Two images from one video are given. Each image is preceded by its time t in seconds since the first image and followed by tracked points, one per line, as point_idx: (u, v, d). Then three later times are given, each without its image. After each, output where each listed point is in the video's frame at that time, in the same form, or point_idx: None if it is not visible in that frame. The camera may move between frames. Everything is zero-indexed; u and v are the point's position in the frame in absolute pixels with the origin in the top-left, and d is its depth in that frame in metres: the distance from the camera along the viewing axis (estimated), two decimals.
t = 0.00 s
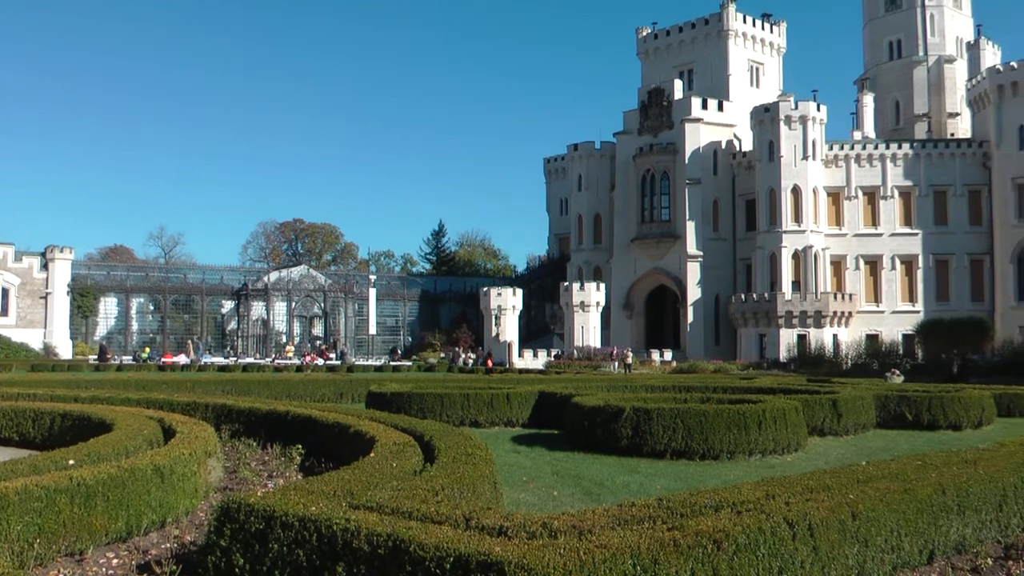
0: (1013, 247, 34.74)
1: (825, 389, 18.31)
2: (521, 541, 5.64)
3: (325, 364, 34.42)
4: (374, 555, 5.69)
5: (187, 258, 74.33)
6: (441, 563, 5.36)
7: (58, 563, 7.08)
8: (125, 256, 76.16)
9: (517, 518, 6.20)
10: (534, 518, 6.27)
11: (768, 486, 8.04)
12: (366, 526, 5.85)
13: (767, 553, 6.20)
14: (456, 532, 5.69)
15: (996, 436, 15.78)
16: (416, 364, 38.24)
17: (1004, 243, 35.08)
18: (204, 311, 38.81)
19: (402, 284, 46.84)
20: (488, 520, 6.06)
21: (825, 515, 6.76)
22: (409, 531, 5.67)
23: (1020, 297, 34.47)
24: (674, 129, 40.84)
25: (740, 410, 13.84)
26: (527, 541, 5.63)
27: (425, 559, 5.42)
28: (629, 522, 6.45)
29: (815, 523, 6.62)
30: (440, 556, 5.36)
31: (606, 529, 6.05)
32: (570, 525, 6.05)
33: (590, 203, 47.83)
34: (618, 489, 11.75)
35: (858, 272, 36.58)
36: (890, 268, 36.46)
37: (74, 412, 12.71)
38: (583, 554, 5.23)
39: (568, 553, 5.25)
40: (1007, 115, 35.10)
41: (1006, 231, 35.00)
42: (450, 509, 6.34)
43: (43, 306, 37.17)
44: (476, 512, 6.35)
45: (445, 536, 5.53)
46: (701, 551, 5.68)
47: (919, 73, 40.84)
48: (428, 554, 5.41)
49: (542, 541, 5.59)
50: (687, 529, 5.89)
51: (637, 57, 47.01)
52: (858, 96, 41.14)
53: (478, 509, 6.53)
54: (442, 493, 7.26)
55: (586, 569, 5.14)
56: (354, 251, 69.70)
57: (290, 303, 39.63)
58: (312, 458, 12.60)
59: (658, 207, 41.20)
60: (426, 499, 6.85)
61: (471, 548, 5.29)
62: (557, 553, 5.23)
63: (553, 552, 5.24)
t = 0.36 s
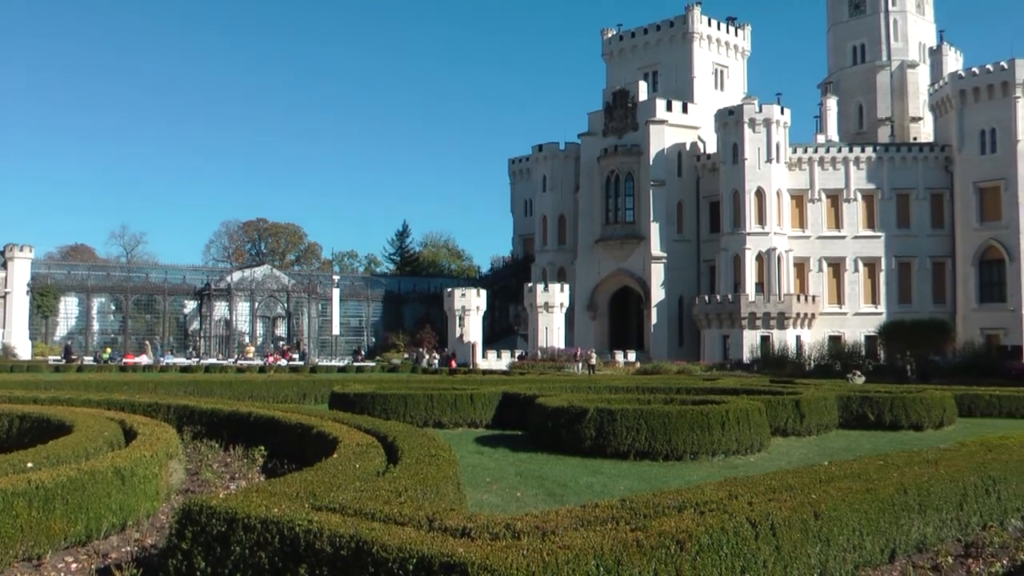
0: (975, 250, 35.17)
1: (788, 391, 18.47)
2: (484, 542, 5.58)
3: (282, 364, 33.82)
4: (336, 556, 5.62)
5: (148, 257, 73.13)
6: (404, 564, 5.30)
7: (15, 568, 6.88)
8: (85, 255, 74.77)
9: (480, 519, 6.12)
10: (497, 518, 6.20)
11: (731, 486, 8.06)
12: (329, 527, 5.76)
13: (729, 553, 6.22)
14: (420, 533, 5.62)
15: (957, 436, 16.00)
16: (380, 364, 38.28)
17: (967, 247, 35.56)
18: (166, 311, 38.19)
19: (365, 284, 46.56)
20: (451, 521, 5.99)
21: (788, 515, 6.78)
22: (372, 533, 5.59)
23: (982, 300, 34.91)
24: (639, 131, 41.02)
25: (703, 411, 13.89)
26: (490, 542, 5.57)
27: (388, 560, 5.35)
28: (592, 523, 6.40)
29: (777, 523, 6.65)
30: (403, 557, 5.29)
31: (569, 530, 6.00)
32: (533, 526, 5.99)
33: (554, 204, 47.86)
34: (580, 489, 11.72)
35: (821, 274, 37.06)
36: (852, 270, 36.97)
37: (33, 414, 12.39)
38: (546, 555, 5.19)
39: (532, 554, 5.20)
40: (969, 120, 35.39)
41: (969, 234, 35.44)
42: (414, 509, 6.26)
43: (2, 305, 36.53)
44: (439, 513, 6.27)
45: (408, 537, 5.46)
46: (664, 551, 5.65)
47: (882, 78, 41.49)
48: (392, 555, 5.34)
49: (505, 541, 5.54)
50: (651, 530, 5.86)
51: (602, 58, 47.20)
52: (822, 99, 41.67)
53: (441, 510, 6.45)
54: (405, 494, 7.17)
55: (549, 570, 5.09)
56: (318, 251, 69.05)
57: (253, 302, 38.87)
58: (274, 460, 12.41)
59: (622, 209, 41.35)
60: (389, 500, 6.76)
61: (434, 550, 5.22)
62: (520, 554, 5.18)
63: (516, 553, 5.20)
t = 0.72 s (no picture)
0: (931, 252, 35.74)
1: (746, 391, 18.62)
2: (442, 543, 5.49)
3: (238, 365, 33.25)
4: (292, 558, 5.50)
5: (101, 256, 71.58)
6: (360, 565, 5.20)
7: None
8: (37, 254, 72.99)
9: (438, 520, 6.01)
10: (454, 519, 6.10)
11: (687, 486, 8.04)
12: (285, 529, 5.63)
13: (686, 553, 6.20)
14: (377, 534, 5.52)
15: (912, 436, 16.23)
16: (337, 364, 38.35)
17: (922, 250, 36.13)
18: (121, 311, 37.52)
19: (323, 284, 46.12)
20: (408, 522, 5.89)
21: (744, 515, 6.79)
22: (329, 534, 5.49)
23: (937, 302, 35.51)
24: (597, 132, 41.16)
25: (661, 411, 13.90)
26: (448, 544, 5.48)
27: (345, 562, 5.25)
28: (549, 524, 6.32)
29: (734, 522, 6.64)
30: (360, 559, 5.19)
31: (526, 531, 5.92)
32: (490, 527, 5.88)
33: (513, 205, 47.81)
34: (538, 490, 11.66)
35: (778, 276, 37.55)
36: (809, 272, 37.47)
37: None
38: (504, 555, 5.11)
39: (489, 554, 5.12)
40: (925, 126, 36.06)
41: (924, 237, 35.99)
42: (371, 511, 6.14)
43: None
44: (396, 513, 6.17)
45: (365, 538, 5.35)
46: (622, 552, 5.60)
47: (840, 82, 42.17)
48: (349, 557, 5.23)
49: (462, 543, 5.46)
50: (608, 531, 5.81)
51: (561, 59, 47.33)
52: (780, 103, 42.18)
53: (399, 510, 6.34)
54: (362, 495, 7.04)
55: (507, 570, 5.01)
56: (276, 251, 68.16)
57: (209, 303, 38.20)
58: (231, 461, 12.19)
59: (581, 210, 41.45)
60: (345, 501, 6.63)
61: (391, 552, 5.13)
62: (478, 555, 5.11)
63: (473, 554, 5.12)
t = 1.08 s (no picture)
0: (895, 254, 36.27)
1: (711, 392, 18.73)
2: (407, 544, 5.40)
3: (202, 365, 32.75)
4: (256, 560, 5.37)
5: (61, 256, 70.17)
6: (324, 567, 5.10)
7: None
8: None
9: (402, 521, 5.92)
10: (419, 520, 6.00)
11: (651, 486, 8.01)
12: (248, 530, 5.50)
13: (650, 553, 6.17)
14: (341, 535, 5.42)
15: (875, 436, 16.42)
16: (302, 364, 38.15)
17: (886, 252, 36.69)
18: (84, 311, 36.84)
19: (287, 284, 45.65)
20: (373, 523, 5.78)
21: (708, 515, 6.78)
22: (293, 535, 5.37)
23: (901, 304, 36.06)
24: (563, 133, 41.21)
25: (626, 412, 13.88)
26: (413, 544, 5.39)
27: (309, 564, 5.14)
28: (514, 525, 6.26)
29: (697, 522, 6.63)
30: (324, 560, 5.09)
31: (491, 531, 5.84)
32: (455, 528, 5.80)
33: (478, 206, 47.68)
34: (503, 491, 11.58)
35: (743, 278, 37.86)
36: (774, 273, 37.83)
37: None
38: (468, 556, 5.03)
39: (454, 555, 5.05)
40: (889, 130, 36.56)
41: (888, 239, 36.54)
42: (334, 512, 6.04)
43: None
44: (360, 514, 6.07)
45: (329, 539, 5.25)
46: (586, 553, 5.55)
47: (805, 85, 42.67)
48: (313, 558, 5.13)
49: (427, 543, 5.38)
50: (573, 532, 5.76)
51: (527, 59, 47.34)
52: (745, 105, 42.54)
53: (363, 512, 6.23)
54: (326, 496, 6.92)
55: (471, 571, 4.94)
56: (240, 251, 67.31)
57: (173, 303, 37.82)
58: (194, 463, 11.99)
59: (546, 210, 41.47)
60: (310, 503, 6.50)
61: (355, 553, 5.04)
62: (443, 556, 5.04)
63: (438, 554, 5.04)
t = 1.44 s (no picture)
0: (859, 255, 36.77)
1: (676, 393, 18.80)
2: (372, 545, 5.29)
3: (168, 366, 32.26)
4: (219, 562, 5.22)
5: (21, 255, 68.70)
6: (288, 569, 4.97)
7: None
8: None
9: (366, 522, 5.80)
10: (383, 521, 5.87)
11: (616, 487, 7.95)
12: (212, 532, 5.35)
13: (615, 554, 6.12)
14: (306, 536, 5.29)
15: (839, 436, 16.57)
16: (268, 364, 37.89)
17: (850, 253, 37.20)
18: (47, 311, 36.12)
19: (252, 284, 45.13)
20: (337, 523, 5.65)
21: (673, 515, 6.74)
22: (257, 536, 5.22)
23: (865, 305, 36.52)
24: (528, 134, 41.19)
25: (590, 413, 13.81)
26: (378, 545, 5.28)
27: (272, 566, 5.01)
28: (478, 526, 6.17)
29: (662, 523, 6.58)
30: (288, 561, 4.96)
31: (456, 532, 5.74)
32: (420, 528, 5.68)
33: (443, 206, 47.47)
34: (468, 492, 11.49)
35: (708, 278, 38.10)
36: (738, 274, 38.13)
37: None
38: (433, 557, 4.93)
39: (418, 557, 4.94)
40: (854, 132, 37.02)
41: (852, 241, 37.08)
42: (299, 513, 5.90)
43: None
44: (325, 515, 5.94)
45: (294, 540, 5.12)
46: (550, 553, 5.47)
47: (770, 87, 43.10)
48: (277, 560, 5.00)
49: (391, 544, 5.27)
50: (537, 532, 5.68)
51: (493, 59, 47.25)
52: (711, 107, 42.83)
53: (327, 513, 6.10)
54: (290, 497, 6.77)
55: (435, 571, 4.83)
56: (205, 251, 66.44)
57: (138, 303, 36.92)
58: (158, 465, 11.74)
59: (511, 211, 41.39)
60: (274, 504, 6.35)
61: (319, 553, 4.92)
62: (407, 556, 4.93)
63: (403, 555, 4.94)
